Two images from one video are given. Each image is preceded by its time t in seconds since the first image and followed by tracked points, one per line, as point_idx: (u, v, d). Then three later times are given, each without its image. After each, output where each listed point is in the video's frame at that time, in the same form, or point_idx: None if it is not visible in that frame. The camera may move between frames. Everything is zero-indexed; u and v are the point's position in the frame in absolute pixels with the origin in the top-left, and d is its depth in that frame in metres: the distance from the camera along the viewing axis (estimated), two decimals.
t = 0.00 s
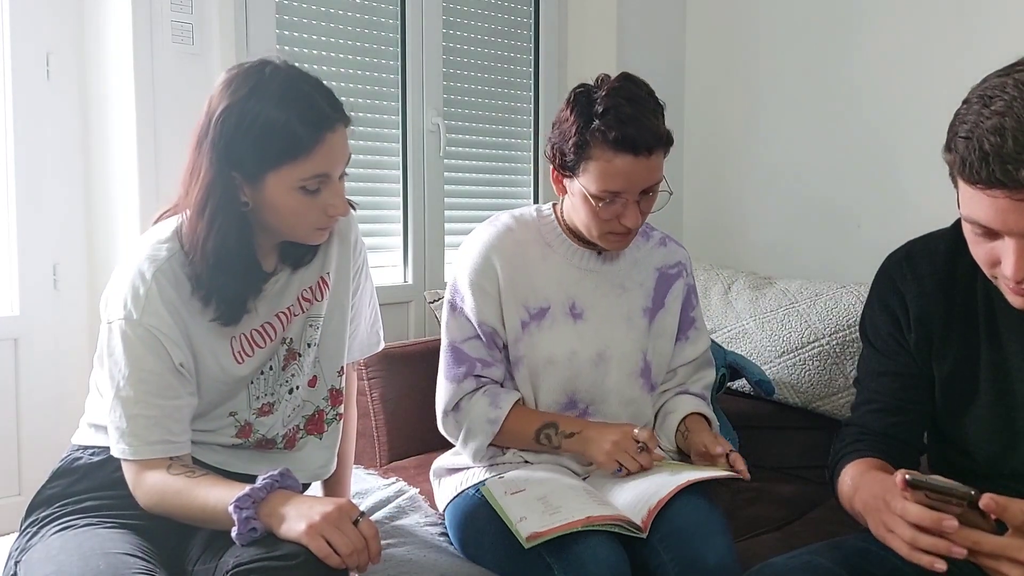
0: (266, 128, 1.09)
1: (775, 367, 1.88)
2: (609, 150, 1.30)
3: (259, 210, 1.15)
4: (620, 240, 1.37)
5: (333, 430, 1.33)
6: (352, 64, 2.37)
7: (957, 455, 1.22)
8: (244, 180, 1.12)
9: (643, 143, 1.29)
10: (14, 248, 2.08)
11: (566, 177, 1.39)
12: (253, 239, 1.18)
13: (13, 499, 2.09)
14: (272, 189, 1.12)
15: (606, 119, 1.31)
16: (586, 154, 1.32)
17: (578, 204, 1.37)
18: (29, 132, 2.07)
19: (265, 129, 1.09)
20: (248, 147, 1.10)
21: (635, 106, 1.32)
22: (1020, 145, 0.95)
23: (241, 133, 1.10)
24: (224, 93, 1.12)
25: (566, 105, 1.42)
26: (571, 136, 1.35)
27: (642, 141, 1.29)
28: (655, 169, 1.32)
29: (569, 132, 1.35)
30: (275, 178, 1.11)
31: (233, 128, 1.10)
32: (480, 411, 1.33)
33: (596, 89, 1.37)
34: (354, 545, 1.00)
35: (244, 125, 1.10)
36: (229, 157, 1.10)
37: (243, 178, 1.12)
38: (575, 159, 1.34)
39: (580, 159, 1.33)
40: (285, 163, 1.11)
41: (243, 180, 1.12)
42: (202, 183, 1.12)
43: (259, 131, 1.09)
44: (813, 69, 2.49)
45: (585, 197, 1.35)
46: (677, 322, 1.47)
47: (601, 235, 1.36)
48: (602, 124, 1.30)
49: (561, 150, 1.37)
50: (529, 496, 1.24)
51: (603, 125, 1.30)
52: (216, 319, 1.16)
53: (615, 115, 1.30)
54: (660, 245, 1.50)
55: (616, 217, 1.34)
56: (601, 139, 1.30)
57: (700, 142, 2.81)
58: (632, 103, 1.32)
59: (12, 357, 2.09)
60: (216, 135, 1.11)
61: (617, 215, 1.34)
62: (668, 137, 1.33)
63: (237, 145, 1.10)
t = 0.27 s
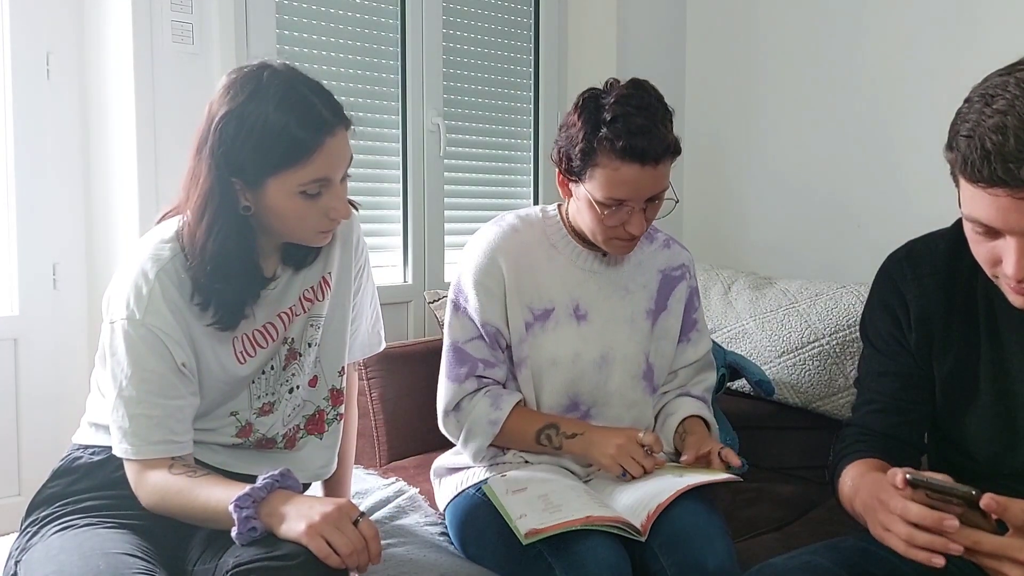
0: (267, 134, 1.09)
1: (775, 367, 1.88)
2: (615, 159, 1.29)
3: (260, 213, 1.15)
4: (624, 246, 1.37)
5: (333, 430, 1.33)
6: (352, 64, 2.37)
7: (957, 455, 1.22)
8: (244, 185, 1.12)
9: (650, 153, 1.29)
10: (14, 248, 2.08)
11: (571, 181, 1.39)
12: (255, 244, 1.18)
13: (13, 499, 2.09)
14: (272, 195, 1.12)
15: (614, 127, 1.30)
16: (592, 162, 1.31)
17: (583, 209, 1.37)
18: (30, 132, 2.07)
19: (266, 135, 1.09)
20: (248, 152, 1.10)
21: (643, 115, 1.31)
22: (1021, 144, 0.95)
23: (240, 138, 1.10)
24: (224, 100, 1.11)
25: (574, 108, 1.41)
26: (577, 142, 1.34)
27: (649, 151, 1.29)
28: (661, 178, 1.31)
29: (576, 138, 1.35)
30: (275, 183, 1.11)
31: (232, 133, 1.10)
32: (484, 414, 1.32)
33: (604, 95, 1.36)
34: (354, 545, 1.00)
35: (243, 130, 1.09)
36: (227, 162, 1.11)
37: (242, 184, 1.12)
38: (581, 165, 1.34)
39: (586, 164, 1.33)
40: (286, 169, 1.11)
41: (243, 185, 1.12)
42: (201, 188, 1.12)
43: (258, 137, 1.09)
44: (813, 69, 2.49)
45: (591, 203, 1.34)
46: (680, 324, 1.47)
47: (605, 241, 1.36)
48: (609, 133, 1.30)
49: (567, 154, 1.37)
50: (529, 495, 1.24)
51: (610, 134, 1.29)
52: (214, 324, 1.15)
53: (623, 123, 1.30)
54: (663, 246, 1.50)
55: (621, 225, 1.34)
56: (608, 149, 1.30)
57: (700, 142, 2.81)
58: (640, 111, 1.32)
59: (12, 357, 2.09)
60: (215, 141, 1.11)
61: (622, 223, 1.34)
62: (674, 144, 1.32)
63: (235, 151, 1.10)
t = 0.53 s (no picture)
0: (268, 135, 1.09)
1: (775, 367, 1.88)
2: (615, 166, 1.29)
3: (260, 213, 1.15)
4: (623, 249, 1.38)
5: (333, 430, 1.33)
6: (352, 64, 2.37)
7: (957, 455, 1.22)
8: (244, 185, 1.12)
9: (649, 160, 1.29)
10: (14, 248, 2.08)
11: (571, 184, 1.39)
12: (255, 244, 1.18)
13: (13, 499, 2.09)
14: (272, 194, 1.12)
15: (614, 133, 1.29)
16: (592, 166, 1.31)
17: (582, 212, 1.37)
18: (29, 132, 2.07)
19: (267, 137, 1.09)
20: (248, 152, 1.10)
21: (644, 121, 1.30)
22: (1021, 144, 0.95)
23: (240, 139, 1.09)
24: (225, 100, 1.11)
25: (575, 110, 1.41)
26: (577, 146, 1.34)
27: (648, 158, 1.28)
28: (660, 184, 1.31)
29: (576, 141, 1.34)
30: (275, 184, 1.11)
31: (233, 133, 1.10)
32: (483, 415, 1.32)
33: (605, 99, 1.36)
34: (354, 545, 0.99)
35: (244, 130, 1.09)
36: (228, 162, 1.10)
37: (243, 183, 1.12)
38: (581, 169, 1.33)
39: (585, 168, 1.32)
40: (286, 169, 1.11)
41: (243, 185, 1.12)
42: (202, 187, 1.12)
43: (259, 137, 1.09)
44: (813, 69, 2.49)
45: (590, 207, 1.34)
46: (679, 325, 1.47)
47: (603, 244, 1.37)
48: (608, 139, 1.29)
49: (567, 157, 1.37)
50: (529, 495, 1.24)
51: (609, 140, 1.29)
52: (215, 323, 1.15)
53: (623, 128, 1.29)
54: (663, 246, 1.50)
55: (619, 229, 1.34)
56: (607, 154, 1.29)
57: (700, 142, 2.81)
58: (640, 117, 1.31)
59: (12, 357, 2.09)
60: (216, 141, 1.10)
61: (620, 227, 1.34)
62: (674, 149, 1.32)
63: (236, 152, 1.10)
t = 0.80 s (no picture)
0: (267, 133, 1.09)
1: (775, 367, 1.88)
2: (617, 170, 1.29)
3: (259, 211, 1.15)
4: (624, 250, 1.38)
5: (333, 430, 1.33)
6: (352, 64, 2.37)
7: (956, 455, 1.22)
8: (243, 183, 1.12)
9: (652, 164, 1.29)
10: (14, 249, 2.08)
11: (572, 185, 1.39)
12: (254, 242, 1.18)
13: (13, 499, 2.09)
14: (270, 192, 1.12)
15: (616, 137, 1.29)
16: (594, 169, 1.31)
17: (584, 213, 1.37)
18: (30, 132, 2.07)
19: (266, 135, 1.09)
20: (247, 150, 1.10)
21: (647, 126, 1.30)
22: (1021, 144, 0.95)
23: (240, 138, 1.09)
24: (223, 98, 1.11)
25: (577, 111, 1.40)
26: (580, 148, 1.34)
27: (650, 163, 1.28)
28: (662, 188, 1.31)
29: (578, 143, 1.34)
30: (274, 181, 1.11)
31: (232, 131, 1.10)
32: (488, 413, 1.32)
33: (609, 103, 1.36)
34: (354, 545, 0.99)
35: (242, 128, 1.09)
36: (227, 160, 1.10)
37: (242, 182, 1.12)
38: (583, 170, 1.33)
39: (587, 171, 1.32)
40: (284, 168, 1.11)
41: (242, 183, 1.12)
42: (201, 185, 1.12)
43: (257, 135, 1.09)
44: (813, 69, 2.49)
45: (591, 208, 1.35)
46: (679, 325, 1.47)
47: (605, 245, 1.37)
48: (611, 142, 1.29)
49: (569, 158, 1.37)
50: (528, 496, 1.24)
51: (612, 143, 1.29)
52: (214, 323, 1.15)
53: (625, 132, 1.29)
54: (662, 246, 1.50)
55: (621, 231, 1.34)
56: (609, 158, 1.29)
57: (700, 142, 2.81)
58: (643, 121, 1.31)
59: (12, 357, 2.09)
60: (215, 139, 1.10)
61: (621, 229, 1.34)
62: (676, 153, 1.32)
63: (235, 150, 1.10)
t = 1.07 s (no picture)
0: (264, 130, 1.09)
1: (775, 367, 1.88)
2: (614, 168, 1.29)
3: (258, 209, 1.15)
4: (621, 250, 1.38)
5: (333, 430, 1.33)
6: (352, 64, 2.37)
7: (956, 455, 1.22)
8: (241, 181, 1.12)
9: (648, 163, 1.29)
10: (14, 248, 2.08)
11: (569, 184, 1.39)
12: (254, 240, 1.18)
13: (13, 499, 2.10)
14: (268, 189, 1.12)
15: (613, 135, 1.30)
16: (591, 168, 1.31)
17: (581, 212, 1.37)
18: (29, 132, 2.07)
19: (262, 131, 1.09)
20: (244, 147, 1.10)
21: (644, 124, 1.30)
22: (1020, 145, 0.95)
23: (237, 135, 1.09)
24: (221, 95, 1.11)
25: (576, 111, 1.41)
26: (576, 146, 1.34)
27: (647, 161, 1.29)
28: (659, 186, 1.31)
29: (575, 142, 1.34)
30: (271, 178, 1.11)
31: (229, 128, 1.10)
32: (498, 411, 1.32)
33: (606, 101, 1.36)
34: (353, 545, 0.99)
35: (239, 124, 1.09)
36: (225, 158, 1.10)
37: (240, 180, 1.12)
38: (579, 169, 1.33)
39: (584, 169, 1.32)
40: (280, 164, 1.11)
41: (240, 181, 1.12)
42: (200, 183, 1.12)
43: (254, 132, 1.09)
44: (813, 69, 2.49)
45: (588, 207, 1.34)
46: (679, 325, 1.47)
47: (602, 244, 1.37)
48: (608, 140, 1.30)
49: (566, 157, 1.37)
50: (528, 495, 1.24)
51: (608, 141, 1.29)
52: (214, 322, 1.15)
53: (622, 130, 1.30)
54: (662, 246, 1.50)
55: (618, 230, 1.34)
56: (606, 155, 1.30)
57: (699, 142, 2.81)
58: (641, 120, 1.31)
59: (12, 357, 2.09)
60: (212, 136, 1.10)
61: (618, 228, 1.34)
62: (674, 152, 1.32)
63: (232, 147, 1.10)
